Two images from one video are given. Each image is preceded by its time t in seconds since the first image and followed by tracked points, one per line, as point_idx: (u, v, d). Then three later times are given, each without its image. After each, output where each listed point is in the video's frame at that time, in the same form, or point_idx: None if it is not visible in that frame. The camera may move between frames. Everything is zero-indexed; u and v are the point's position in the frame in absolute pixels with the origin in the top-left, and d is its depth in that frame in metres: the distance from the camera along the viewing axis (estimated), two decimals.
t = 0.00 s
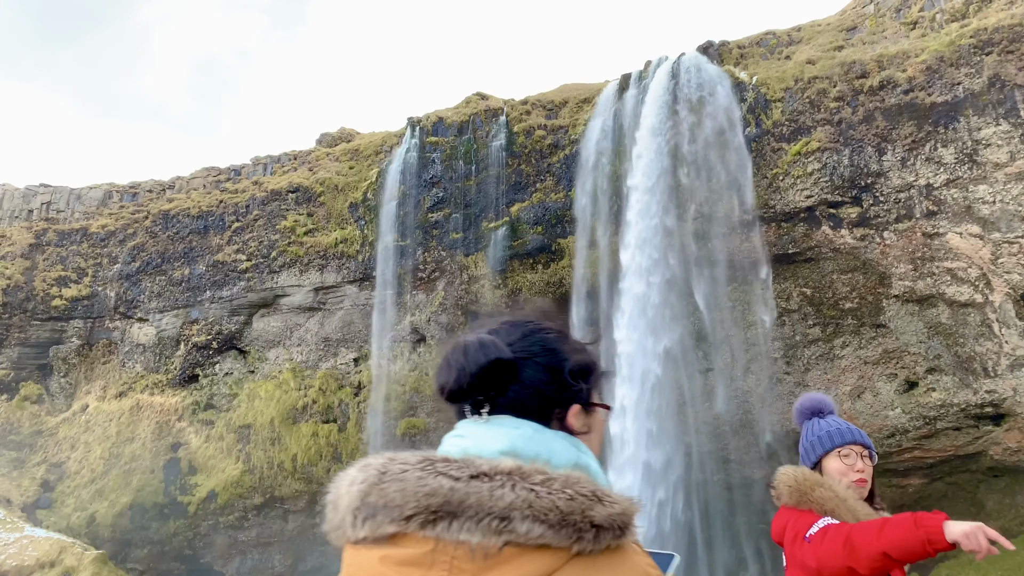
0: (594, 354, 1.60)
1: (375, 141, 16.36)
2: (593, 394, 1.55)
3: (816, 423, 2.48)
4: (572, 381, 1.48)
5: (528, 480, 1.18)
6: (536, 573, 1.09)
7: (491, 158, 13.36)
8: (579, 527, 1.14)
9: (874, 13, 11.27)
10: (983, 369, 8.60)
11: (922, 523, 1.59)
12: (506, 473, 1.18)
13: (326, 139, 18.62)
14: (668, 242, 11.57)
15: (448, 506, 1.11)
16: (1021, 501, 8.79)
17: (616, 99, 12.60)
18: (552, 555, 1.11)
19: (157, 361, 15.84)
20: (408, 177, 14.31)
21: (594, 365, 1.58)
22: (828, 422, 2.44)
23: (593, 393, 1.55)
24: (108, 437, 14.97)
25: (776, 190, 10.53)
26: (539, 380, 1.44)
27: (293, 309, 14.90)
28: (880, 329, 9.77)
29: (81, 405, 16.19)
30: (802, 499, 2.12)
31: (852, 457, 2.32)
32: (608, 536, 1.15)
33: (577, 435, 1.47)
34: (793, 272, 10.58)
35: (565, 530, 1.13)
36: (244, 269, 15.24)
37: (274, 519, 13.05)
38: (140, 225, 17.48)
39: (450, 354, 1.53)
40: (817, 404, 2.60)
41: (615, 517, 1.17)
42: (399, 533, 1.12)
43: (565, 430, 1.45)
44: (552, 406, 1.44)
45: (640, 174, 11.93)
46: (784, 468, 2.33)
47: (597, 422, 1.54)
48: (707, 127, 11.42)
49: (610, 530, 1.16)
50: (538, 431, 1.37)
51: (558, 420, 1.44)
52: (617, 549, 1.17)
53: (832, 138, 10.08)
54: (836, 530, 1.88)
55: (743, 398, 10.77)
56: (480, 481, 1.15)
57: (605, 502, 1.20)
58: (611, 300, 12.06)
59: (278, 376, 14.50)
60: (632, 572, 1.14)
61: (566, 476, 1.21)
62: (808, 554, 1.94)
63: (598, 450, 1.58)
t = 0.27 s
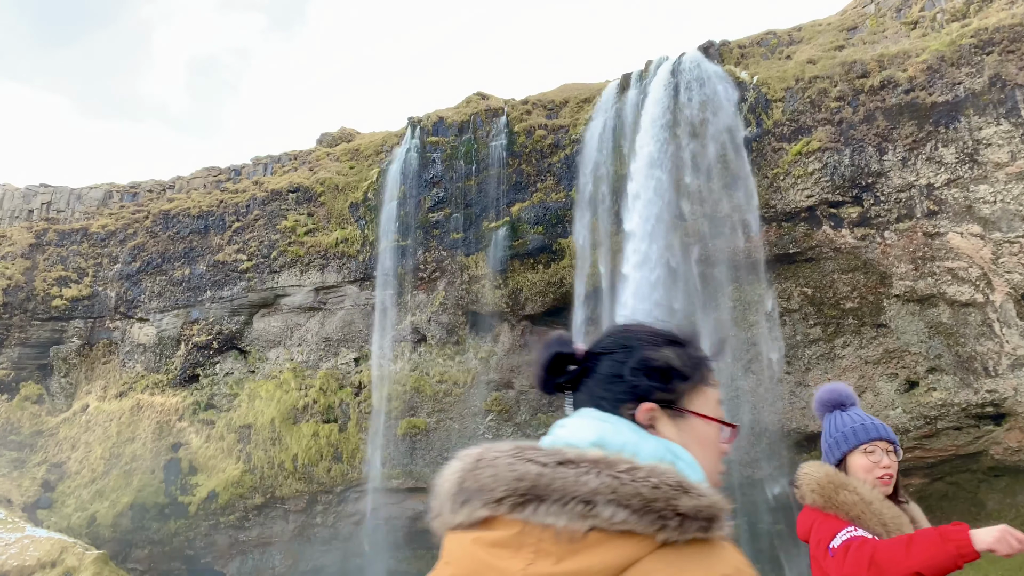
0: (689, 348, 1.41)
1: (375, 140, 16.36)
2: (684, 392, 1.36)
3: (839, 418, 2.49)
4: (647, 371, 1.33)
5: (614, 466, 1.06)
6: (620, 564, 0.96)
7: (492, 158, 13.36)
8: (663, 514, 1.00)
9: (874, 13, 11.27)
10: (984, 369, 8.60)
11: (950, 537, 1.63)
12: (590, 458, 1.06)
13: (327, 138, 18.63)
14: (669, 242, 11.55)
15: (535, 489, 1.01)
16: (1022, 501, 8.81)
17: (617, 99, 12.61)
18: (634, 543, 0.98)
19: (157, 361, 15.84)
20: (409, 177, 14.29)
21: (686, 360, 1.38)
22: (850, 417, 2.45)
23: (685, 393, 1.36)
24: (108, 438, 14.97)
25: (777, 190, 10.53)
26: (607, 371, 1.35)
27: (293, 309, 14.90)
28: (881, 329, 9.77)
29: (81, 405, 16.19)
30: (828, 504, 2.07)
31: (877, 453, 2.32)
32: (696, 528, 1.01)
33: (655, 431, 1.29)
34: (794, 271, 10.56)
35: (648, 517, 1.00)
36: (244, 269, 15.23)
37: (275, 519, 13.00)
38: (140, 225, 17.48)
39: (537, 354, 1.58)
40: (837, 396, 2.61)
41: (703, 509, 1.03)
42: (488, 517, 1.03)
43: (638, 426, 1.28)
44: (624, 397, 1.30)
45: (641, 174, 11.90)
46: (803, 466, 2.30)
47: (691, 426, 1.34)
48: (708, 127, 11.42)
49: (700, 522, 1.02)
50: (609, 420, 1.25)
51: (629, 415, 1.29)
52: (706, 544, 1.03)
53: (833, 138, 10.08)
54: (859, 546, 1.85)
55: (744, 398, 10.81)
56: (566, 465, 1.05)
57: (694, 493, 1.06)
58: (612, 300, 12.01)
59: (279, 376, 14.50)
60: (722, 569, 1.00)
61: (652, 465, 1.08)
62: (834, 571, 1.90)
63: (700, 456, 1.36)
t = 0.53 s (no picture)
0: (825, 397, 1.49)
1: (376, 141, 16.37)
2: (811, 433, 1.43)
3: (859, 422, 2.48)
4: (778, 405, 1.42)
5: (710, 473, 1.17)
6: (712, 558, 1.07)
7: (493, 158, 13.38)
8: (755, 516, 1.11)
9: (875, 13, 11.27)
10: (985, 368, 8.62)
11: None
12: (690, 465, 1.19)
13: (328, 138, 18.67)
14: (670, 241, 11.59)
15: (638, 487, 1.14)
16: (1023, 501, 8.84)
17: (618, 99, 12.62)
18: (726, 540, 1.09)
19: (159, 361, 15.87)
20: (410, 177, 14.30)
21: (820, 405, 1.46)
22: (873, 419, 2.45)
23: (812, 433, 1.44)
24: (109, 437, 14.98)
25: (779, 190, 10.53)
26: (739, 395, 1.45)
27: (294, 309, 14.93)
28: (882, 329, 9.78)
29: (82, 405, 16.21)
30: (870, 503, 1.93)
31: (909, 452, 2.36)
32: (785, 532, 1.11)
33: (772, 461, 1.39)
34: (795, 271, 10.56)
35: (740, 518, 1.10)
36: (245, 269, 15.28)
37: (276, 518, 12.93)
38: (141, 226, 17.50)
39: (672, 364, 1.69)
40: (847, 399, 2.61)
41: (793, 517, 1.13)
42: (596, 512, 1.18)
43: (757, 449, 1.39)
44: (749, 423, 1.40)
45: (642, 174, 11.88)
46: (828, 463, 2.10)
47: (809, 466, 1.42)
48: (709, 126, 11.41)
49: (789, 528, 1.11)
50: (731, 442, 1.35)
51: (749, 438, 1.40)
52: (796, 549, 1.12)
53: (833, 138, 10.09)
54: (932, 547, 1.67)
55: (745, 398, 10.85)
56: (668, 469, 1.18)
57: (786, 503, 1.15)
58: (614, 300, 12.12)
59: (280, 376, 14.52)
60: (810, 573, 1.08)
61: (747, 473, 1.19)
62: None
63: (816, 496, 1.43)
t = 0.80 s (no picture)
0: (923, 424, 1.62)
1: (377, 140, 16.37)
2: (904, 453, 1.57)
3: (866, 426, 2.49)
4: (887, 421, 1.53)
5: (790, 468, 1.22)
6: (791, 548, 1.11)
7: (493, 158, 13.39)
8: (833, 510, 1.14)
9: (875, 13, 11.27)
10: (985, 368, 8.68)
11: None
12: (771, 461, 1.24)
13: (329, 138, 18.68)
14: (671, 241, 11.56)
15: (720, 479, 1.20)
16: None
17: (619, 99, 12.61)
18: (805, 532, 1.12)
19: (160, 360, 15.88)
20: (410, 177, 14.30)
21: (918, 431, 1.59)
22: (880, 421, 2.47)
23: (905, 454, 1.57)
24: (110, 437, 14.99)
25: (779, 190, 10.53)
26: (848, 403, 1.55)
27: (295, 309, 14.93)
28: (883, 329, 9.77)
29: (83, 405, 16.21)
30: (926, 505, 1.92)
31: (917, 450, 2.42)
32: (863, 527, 1.13)
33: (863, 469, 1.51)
34: (795, 271, 10.57)
35: (819, 511, 1.14)
36: (246, 269, 15.25)
37: (277, 518, 12.88)
38: (142, 225, 17.51)
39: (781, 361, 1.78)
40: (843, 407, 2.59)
41: (871, 513, 1.15)
42: (680, 502, 1.24)
43: (853, 456, 1.51)
44: (853, 430, 1.52)
45: (643, 172, 11.82)
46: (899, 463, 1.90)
47: (897, 482, 1.55)
48: (711, 127, 11.42)
49: (867, 524, 1.14)
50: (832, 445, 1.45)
51: (851, 444, 1.52)
52: (872, 544, 1.14)
53: (834, 138, 10.10)
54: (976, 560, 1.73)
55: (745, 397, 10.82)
56: (750, 463, 1.24)
57: (864, 501, 1.18)
58: (615, 300, 12.10)
59: (281, 375, 14.52)
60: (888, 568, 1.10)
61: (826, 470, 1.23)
62: None
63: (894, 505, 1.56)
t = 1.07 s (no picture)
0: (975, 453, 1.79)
1: (378, 141, 16.39)
2: (956, 472, 1.74)
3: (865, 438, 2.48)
4: (943, 440, 1.72)
5: (845, 473, 1.34)
6: (839, 544, 1.22)
7: (494, 159, 13.41)
8: (883, 513, 1.25)
9: (876, 13, 11.28)
10: (985, 368, 8.64)
11: None
12: (828, 466, 1.36)
13: (330, 139, 18.72)
14: (671, 242, 11.62)
15: (779, 479, 1.34)
16: None
17: (619, 100, 12.64)
18: (856, 531, 1.24)
19: (161, 361, 15.91)
20: (411, 177, 14.32)
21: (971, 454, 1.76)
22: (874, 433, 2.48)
23: (957, 474, 1.74)
24: (111, 437, 15.01)
25: (780, 190, 10.56)
26: (909, 422, 1.76)
27: (296, 309, 14.93)
28: (883, 329, 9.77)
29: (84, 405, 16.23)
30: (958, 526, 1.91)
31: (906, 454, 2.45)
32: (911, 531, 1.24)
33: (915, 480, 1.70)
34: (795, 271, 10.57)
35: (870, 513, 1.25)
36: (247, 270, 15.26)
37: (278, 518, 12.93)
38: (143, 226, 17.53)
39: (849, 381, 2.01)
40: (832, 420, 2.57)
41: (919, 520, 1.25)
42: (739, 499, 1.38)
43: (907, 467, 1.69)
44: (912, 443, 1.72)
45: (644, 174, 11.90)
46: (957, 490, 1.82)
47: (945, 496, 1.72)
48: (711, 127, 11.45)
49: (915, 528, 1.24)
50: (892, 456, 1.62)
51: (907, 457, 1.72)
52: (920, 547, 1.24)
53: (835, 138, 10.12)
54: None
55: (746, 398, 10.84)
56: (806, 466, 1.36)
57: (914, 507, 1.28)
58: (616, 300, 12.14)
59: (282, 376, 14.55)
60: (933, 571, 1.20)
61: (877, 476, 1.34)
62: None
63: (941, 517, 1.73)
